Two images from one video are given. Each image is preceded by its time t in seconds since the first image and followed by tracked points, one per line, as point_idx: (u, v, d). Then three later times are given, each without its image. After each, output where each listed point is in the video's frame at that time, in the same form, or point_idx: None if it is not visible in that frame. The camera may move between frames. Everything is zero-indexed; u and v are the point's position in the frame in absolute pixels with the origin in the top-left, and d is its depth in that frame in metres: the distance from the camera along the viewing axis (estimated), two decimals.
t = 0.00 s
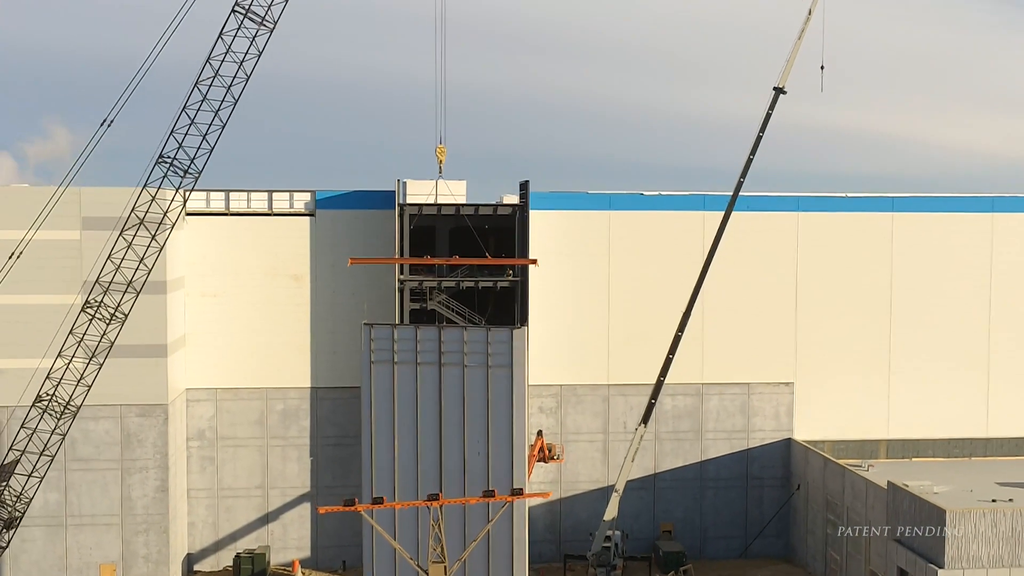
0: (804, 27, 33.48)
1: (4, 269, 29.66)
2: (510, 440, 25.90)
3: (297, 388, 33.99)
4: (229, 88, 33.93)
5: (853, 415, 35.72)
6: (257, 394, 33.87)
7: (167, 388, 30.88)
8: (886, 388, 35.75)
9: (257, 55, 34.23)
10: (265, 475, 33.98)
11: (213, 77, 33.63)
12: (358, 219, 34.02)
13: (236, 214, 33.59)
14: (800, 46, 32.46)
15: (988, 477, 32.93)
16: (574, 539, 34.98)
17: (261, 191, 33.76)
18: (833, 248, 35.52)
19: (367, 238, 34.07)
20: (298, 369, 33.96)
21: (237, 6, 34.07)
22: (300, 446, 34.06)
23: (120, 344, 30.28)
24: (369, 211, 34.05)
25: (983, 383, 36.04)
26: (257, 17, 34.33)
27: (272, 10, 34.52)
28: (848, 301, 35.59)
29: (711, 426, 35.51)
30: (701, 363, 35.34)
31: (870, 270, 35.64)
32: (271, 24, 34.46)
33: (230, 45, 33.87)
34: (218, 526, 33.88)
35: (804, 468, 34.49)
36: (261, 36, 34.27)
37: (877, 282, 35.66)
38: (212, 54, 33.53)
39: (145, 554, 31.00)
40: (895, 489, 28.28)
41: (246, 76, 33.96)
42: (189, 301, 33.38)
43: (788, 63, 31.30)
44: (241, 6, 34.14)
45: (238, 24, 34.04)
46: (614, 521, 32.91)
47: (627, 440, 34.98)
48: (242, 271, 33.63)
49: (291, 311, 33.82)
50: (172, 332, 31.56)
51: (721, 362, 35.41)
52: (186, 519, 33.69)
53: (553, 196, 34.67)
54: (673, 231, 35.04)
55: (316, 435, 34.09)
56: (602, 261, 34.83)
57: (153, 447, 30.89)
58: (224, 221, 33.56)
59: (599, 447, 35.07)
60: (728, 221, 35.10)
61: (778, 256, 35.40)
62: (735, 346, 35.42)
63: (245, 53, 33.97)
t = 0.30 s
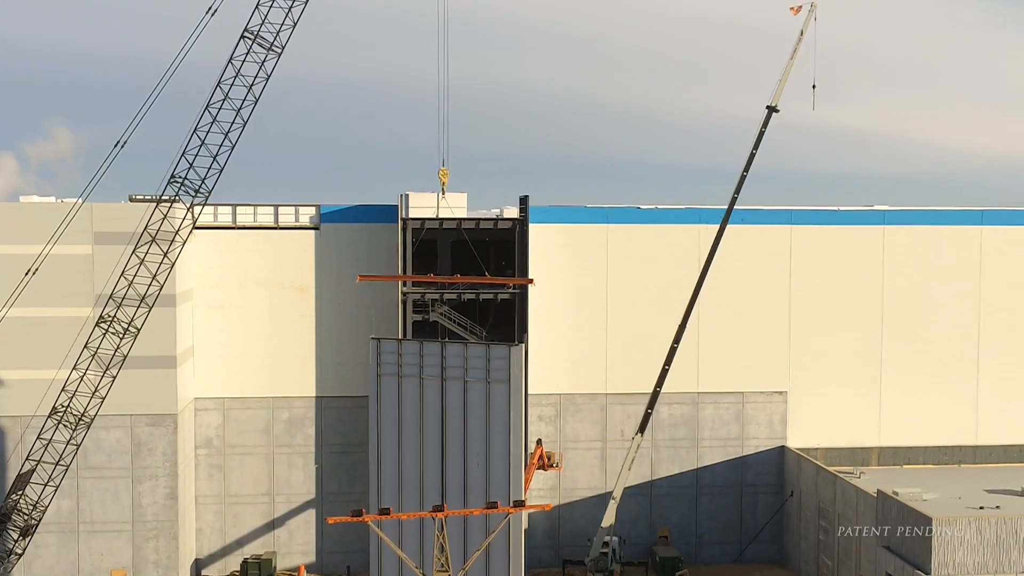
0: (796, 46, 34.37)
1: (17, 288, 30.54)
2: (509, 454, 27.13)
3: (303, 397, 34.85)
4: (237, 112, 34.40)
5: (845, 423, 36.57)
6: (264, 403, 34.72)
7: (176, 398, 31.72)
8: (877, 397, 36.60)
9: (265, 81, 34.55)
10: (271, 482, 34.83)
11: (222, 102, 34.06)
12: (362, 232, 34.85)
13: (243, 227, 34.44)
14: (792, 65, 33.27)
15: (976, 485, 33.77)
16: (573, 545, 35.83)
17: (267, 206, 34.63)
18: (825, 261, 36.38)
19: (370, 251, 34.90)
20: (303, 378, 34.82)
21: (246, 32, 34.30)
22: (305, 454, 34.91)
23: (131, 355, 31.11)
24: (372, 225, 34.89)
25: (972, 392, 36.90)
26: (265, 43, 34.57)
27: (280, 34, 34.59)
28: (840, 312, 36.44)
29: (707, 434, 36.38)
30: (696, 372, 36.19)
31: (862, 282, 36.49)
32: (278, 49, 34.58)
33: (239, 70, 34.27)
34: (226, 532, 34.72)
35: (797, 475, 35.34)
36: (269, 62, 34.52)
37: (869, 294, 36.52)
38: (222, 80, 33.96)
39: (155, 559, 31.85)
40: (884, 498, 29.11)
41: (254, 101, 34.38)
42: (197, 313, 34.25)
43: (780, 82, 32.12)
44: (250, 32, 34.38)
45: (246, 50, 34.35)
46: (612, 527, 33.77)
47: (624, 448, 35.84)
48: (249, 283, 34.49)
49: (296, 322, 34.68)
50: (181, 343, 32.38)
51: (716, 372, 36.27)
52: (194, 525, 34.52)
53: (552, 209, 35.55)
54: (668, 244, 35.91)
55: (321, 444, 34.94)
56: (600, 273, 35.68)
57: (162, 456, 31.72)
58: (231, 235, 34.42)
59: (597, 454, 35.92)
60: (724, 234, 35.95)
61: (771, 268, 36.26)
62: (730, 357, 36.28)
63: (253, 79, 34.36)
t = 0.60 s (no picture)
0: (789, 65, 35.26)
1: (34, 302, 31.44)
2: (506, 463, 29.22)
3: (308, 406, 35.74)
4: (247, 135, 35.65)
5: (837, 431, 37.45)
6: (270, 412, 35.61)
7: (186, 408, 32.62)
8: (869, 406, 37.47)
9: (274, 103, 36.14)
10: (277, 489, 35.72)
11: (232, 125, 35.33)
12: (366, 245, 35.75)
13: (250, 240, 35.33)
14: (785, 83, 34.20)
15: (965, 492, 34.63)
16: (572, 550, 36.70)
17: (274, 219, 35.58)
18: (818, 273, 37.27)
19: (374, 263, 35.79)
20: (309, 388, 35.71)
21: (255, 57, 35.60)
22: (311, 461, 35.80)
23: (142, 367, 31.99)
24: (376, 238, 35.79)
25: (962, 401, 37.74)
26: (273, 67, 35.86)
27: (288, 60, 35.87)
28: (833, 323, 37.33)
29: (702, 442, 37.25)
30: (692, 382, 37.08)
31: (854, 293, 37.37)
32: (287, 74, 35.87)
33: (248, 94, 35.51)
34: (233, 538, 35.60)
35: (791, 482, 36.22)
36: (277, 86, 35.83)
37: (861, 305, 37.39)
38: (231, 103, 35.26)
39: (165, 565, 32.75)
40: (874, 506, 29.99)
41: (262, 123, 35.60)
42: (205, 324, 35.15)
43: (773, 101, 33.03)
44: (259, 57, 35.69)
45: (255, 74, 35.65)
46: (609, 533, 34.68)
47: (622, 456, 36.72)
48: (256, 295, 35.40)
49: (301, 333, 35.58)
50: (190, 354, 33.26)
51: (711, 382, 37.16)
52: (203, 532, 35.40)
53: (552, 223, 36.44)
54: (665, 257, 36.79)
55: (326, 452, 35.82)
56: (598, 285, 36.56)
57: (172, 464, 32.60)
58: (238, 247, 35.33)
59: (595, 462, 36.80)
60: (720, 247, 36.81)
61: (765, 280, 37.14)
62: (725, 366, 37.16)
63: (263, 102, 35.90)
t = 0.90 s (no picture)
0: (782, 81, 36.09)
1: (51, 315, 32.36)
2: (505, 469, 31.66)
3: (313, 414, 36.59)
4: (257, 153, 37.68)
5: (831, 438, 38.29)
6: (276, 420, 36.46)
7: (195, 416, 33.46)
8: (861, 413, 38.31)
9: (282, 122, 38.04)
10: (284, 495, 36.57)
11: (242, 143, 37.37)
12: (370, 257, 36.61)
13: (257, 252, 36.22)
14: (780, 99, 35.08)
15: (955, 498, 35.47)
16: (571, 554, 37.54)
17: (280, 231, 36.53)
18: (811, 284, 38.11)
19: (378, 274, 36.65)
20: (314, 396, 36.56)
21: (265, 78, 37.69)
22: (316, 468, 36.65)
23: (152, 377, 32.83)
24: (380, 250, 36.64)
25: (952, 408, 38.60)
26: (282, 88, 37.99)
27: (296, 81, 38.04)
28: (826, 332, 38.16)
29: (699, 449, 38.10)
30: (688, 390, 37.93)
31: (847, 303, 38.21)
32: (295, 95, 38.07)
33: (258, 115, 37.65)
34: (241, 543, 36.46)
35: (785, 488, 37.08)
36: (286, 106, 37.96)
37: (853, 315, 38.23)
38: (243, 123, 37.38)
39: (175, 569, 33.60)
40: (865, 513, 30.84)
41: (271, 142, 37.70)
42: (213, 334, 36.03)
43: (767, 117, 33.89)
44: (268, 79, 37.78)
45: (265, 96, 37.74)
46: (607, 538, 35.56)
47: (620, 462, 37.57)
48: (263, 306, 36.24)
49: (307, 343, 36.44)
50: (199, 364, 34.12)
51: (707, 390, 38.02)
52: (210, 536, 36.26)
53: (552, 235, 37.29)
54: (663, 268, 37.62)
55: (331, 458, 36.67)
56: (597, 296, 37.41)
57: (181, 471, 33.44)
58: (244, 259, 36.18)
59: (594, 468, 37.65)
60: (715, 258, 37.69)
61: (760, 291, 37.99)
62: (720, 375, 38.02)
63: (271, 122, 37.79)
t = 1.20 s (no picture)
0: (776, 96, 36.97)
1: (66, 327, 33.31)
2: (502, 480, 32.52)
3: (318, 421, 37.46)
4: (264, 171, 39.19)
5: (824, 445, 39.19)
6: (282, 428, 37.34)
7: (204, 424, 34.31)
8: (854, 421, 39.18)
9: (288, 141, 39.55)
10: (289, 501, 37.44)
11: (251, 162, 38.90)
12: (373, 269, 37.50)
13: (263, 264, 37.07)
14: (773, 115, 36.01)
15: (945, 503, 36.31)
16: (570, 559, 38.41)
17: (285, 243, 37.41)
18: (805, 295, 38.98)
19: (382, 285, 37.52)
20: (320, 404, 37.44)
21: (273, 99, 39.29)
22: (321, 474, 37.53)
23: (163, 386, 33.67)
24: (383, 261, 37.50)
25: (943, 416, 39.46)
26: (289, 109, 39.67)
27: (303, 102, 39.78)
28: (819, 342, 39.04)
29: (695, 456, 38.97)
30: (684, 398, 38.81)
31: (840, 313, 39.08)
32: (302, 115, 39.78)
33: (265, 134, 39.18)
34: (247, 548, 37.33)
35: (779, 494, 37.96)
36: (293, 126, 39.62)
37: (846, 324, 39.10)
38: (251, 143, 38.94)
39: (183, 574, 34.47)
40: (857, 520, 31.65)
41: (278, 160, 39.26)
42: (220, 344, 36.96)
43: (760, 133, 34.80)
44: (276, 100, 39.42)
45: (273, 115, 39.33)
46: (604, 543, 36.51)
47: (617, 469, 38.42)
48: (269, 316, 37.15)
49: (312, 352, 37.33)
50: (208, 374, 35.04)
51: (704, 399, 38.89)
52: (218, 542, 37.15)
53: (551, 247, 38.20)
54: (659, 279, 38.50)
55: (335, 465, 37.55)
56: (595, 306, 38.29)
57: (190, 478, 34.25)
58: (251, 271, 37.04)
59: (592, 474, 38.52)
60: (711, 269, 38.60)
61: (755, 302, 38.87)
62: (716, 384, 38.89)
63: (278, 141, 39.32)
